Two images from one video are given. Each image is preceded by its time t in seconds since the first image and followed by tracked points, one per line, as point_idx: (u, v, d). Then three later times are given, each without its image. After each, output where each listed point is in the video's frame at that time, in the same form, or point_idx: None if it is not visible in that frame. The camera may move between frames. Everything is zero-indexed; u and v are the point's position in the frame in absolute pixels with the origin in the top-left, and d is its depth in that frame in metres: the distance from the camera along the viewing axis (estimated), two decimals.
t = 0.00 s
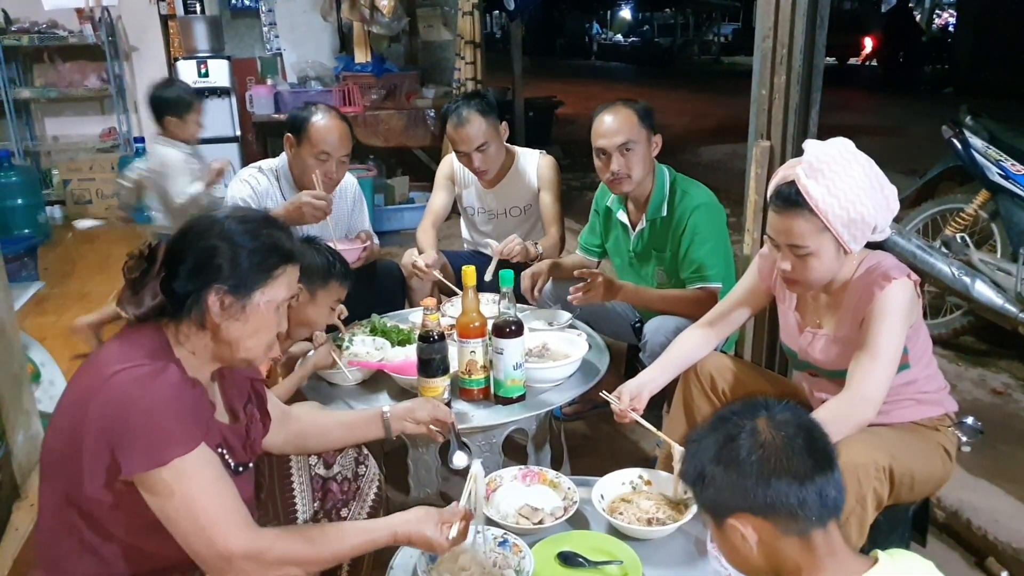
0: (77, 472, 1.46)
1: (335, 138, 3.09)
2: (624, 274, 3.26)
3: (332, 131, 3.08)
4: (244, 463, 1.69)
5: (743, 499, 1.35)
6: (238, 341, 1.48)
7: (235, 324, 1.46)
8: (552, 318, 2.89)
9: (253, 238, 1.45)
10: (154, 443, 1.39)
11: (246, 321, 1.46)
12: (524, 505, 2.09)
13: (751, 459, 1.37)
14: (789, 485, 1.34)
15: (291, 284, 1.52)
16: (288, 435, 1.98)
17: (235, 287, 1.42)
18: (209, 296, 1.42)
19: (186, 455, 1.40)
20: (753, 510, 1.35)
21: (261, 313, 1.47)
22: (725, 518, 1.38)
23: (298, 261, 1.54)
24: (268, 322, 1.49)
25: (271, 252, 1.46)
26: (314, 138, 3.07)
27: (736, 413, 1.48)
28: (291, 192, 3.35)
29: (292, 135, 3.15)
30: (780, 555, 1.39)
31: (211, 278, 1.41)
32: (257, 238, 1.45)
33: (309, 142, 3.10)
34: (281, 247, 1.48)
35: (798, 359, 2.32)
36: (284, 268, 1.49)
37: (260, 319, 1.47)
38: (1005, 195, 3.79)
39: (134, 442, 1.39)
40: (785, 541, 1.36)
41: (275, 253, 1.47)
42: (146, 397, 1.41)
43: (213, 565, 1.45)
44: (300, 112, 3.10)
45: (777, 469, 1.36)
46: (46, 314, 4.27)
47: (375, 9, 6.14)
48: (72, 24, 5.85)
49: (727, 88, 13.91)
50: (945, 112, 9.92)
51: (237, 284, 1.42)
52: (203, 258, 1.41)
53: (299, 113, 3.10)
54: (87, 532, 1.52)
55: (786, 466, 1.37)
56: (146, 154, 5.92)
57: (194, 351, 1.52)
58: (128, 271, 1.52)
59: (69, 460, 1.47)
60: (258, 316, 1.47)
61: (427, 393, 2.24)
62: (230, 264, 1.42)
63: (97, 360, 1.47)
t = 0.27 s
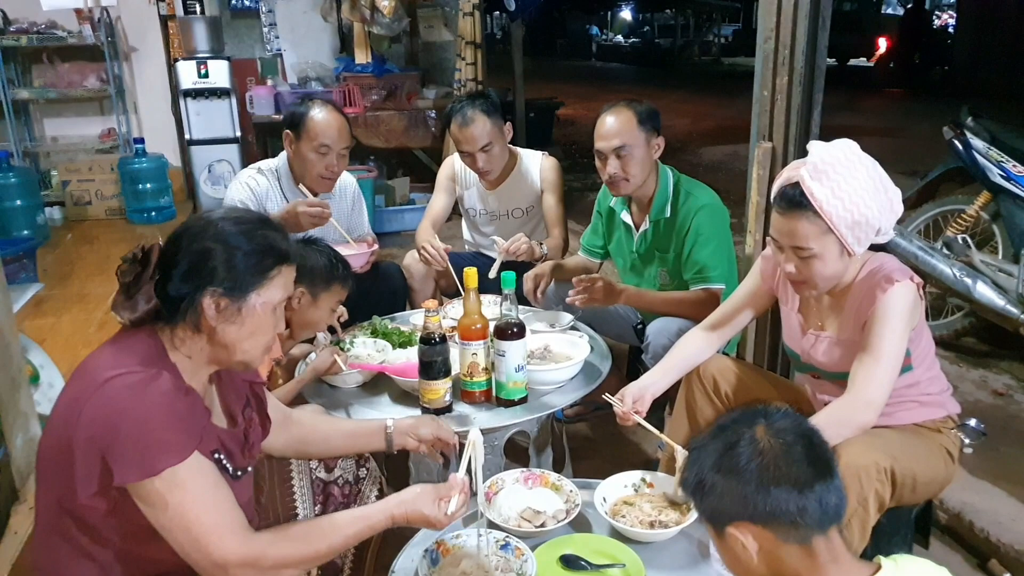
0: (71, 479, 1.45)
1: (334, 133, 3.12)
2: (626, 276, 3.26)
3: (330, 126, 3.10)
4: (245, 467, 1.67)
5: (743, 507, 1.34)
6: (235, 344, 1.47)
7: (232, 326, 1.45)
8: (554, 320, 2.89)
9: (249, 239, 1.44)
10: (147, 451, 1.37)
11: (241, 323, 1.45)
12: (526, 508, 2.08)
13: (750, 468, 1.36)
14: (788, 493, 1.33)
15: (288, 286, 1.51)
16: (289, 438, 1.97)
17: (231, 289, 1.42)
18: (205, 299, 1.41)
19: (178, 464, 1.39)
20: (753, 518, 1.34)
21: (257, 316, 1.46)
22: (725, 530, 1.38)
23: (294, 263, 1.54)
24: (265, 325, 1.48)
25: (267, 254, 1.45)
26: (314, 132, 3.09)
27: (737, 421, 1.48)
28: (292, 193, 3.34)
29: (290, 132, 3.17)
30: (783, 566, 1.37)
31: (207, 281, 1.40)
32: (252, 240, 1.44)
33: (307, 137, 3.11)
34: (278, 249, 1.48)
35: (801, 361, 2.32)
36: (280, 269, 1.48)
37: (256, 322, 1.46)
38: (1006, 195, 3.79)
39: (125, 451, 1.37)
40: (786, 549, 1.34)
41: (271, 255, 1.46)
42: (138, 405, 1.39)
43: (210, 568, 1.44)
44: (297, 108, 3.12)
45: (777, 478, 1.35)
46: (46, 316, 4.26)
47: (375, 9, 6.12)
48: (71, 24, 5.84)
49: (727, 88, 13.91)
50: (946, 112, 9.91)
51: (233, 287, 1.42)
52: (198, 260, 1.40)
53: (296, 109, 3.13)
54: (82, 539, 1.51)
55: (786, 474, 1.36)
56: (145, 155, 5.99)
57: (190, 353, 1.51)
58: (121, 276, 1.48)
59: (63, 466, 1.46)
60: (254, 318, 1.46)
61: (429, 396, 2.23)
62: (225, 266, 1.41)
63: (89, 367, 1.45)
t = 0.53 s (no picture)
0: (69, 481, 1.45)
1: (333, 128, 3.11)
2: (629, 276, 3.25)
3: (329, 120, 3.10)
4: (246, 467, 1.66)
5: (742, 508, 1.33)
6: (235, 343, 1.46)
7: (232, 326, 1.44)
8: (556, 320, 2.88)
9: (249, 238, 1.43)
10: (145, 455, 1.37)
11: (241, 323, 1.44)
12: (528, 508, 2.07)
13: (750, 468, 1.35)
14: (788, 495, 1.32)
15: (288, 285, 1.50)
16: (292, 438, 1.96)
17: (231, 289, 1.41)
18: (204, 298, 1.41)
19: (176, 467, 1.39)
20: (751, 517, 1.33)
21: (256, 315, 1.45)
22: (726, 529, 1.37)
23: (295, 261, 1.53)
24: (264, 325, 1.47)
25: (266, 252, 1.44)
26: (313, 126, 3.09)
27: (738, 424, 1.46)
28: (293, 189, 3.35)
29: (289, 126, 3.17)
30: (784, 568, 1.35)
31: (206, 281, 1.39)
32: (252, 239, 1.43)
33: (305, 131, 3.11)
34: (278, 249, 1.47)
35: (806, 362, 2.31)
36: (280, 268, 1.47)
37: (256, 321, 1.45)
38: (1011, 197, 3.77)
39: (123, 454, 1.37)
40: (788, 550, 1.33)
41: (271, 254, 1.45)
42: (135, 408, 1.38)
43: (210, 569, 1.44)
44: (296, 102, 3.12)
45: (776, 480, 1.33)
46: (47, 314, 4.26)
47: (378, 8, 6.11)
48: (73, 22, 5.84)
49: (730, 88, 13.90)
50: (949, 113, 9.89)
51: (233, 286, 1.41)
52: (198, 259, 1.39)
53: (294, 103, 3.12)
54: (83, 541, 1.50)
55: (785, 475, 1.34)
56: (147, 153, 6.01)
57: (191, 353, 1.50)
58: (120, 275, 1.47)
59: (62, 467, 1.45)
60: (255, 318, 1.45)
61: (430, 396, 2.22)
62: (224, 265, 1.40)
63: (87, 368, 1.44)
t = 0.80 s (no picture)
0: (69, 480, 1.44)
1: (328, 122, 3.11)
2: (632, 276, 3.24)
3: (326, 114, 3.11)
4: (247, 466, 1.65)
5: (746, 500, 1.33)
6: (235, 343, 1.46)
7: (233, 325, 1.43)
8: (559, 320, 2.88)
9: (250, 236, 1.42)
10: (145, 455, 1.36)
11: (242, 322, 1.44)
12: (531, 509, 2.06)
13: (755, 462, 1.35)
14: (792, 491, 1.31)
15: (290, 283, 1.50)
16: (293, 437, 1.96)
17: (232, 288, 1.40)
18: (205, 297, 1.40)
19: (176, 467, 1.38)
20: (754, 509, 1.33)
21: (258, 314, 1.44)
22: (731, 520, 1.36)
23: (297, 260, 1.52)
24: (266, 323, 1.46)
25: (268, 251, 1.44)
26: (309, 120, 3.09)
27: (748, 419, 1.45)
28: (292, 184, 3.36)
29: (286, 122, 3.19)
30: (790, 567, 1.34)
31: (208, 279, 1.39)
32: (253, 237, 1.43)
33: (302, 125, 3.11)
34: (280, 247, 1.46)
35: (810, 364, 2.30)
36: (281, 267, 1.47)
37: (257, 320, 1.45)
38: (1015, 199, 3.76)
39: (123, 454, 1.36)
40: (791, 546, 1.32)
41: (273, 252, 1.45)
42: (135, 408, 1.37)
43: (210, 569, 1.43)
44: (292, 97, 3.14)
45: (780, 474, 1.33)
46: (49, 311, 4.25)
47: (381, 6, 6.10)
48: (75, 19, 5.83)
49: (732, 89, 13.88)
50: (951, 116, 9.88)
51: (234, 285, 1.40)
52: (199, 257, 1.39)
53: (290, 98, 3.14)
54: (83, 540, 1.49)
55: (790, 469, 1.34)
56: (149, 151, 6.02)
57: (192, 352, 1.50)
58: (120, 274, 1.46)
59: (61, 467, 1.44)
60: (256, 317, 1.45)
61: (433, 395, 2.22)
62: (226, 264, 1.39)
63: (86, 368, 1.43)
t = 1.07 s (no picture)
0: (74, 479, 1.44)
1: (327, 116, 3.11)
2: (635, 276, 3.23)
3: (324, 109, 3.10)
4: (251, 464, 1.65)
5: (760, 496, 1.32)
6: (239, 342, 1.45)
7: (237, 324, 1.43)
8: (562, 319, 2.87)
9: (254, 235, 1.42)
10: (149, 454, 1.35)
11: (246, 321, 1.43)
12: (534, 509, 2.06)
13: (768, 456, 1.35)
14: (807, 486, 1.30)
15: (294, 282, 1.49)
16: (297, 436, 1.95)
17: (236, 286, 1.40)
18: (209, 295, 1.39)
19: (181, 467, 1.37)
20: (768, 502, 1.32)
21: (261, 313, 1.44)
22: (744, 513, 1.35)
23: (301, 258, 1.51)
24: (270, 322, 1.46)
25: (272, 249, 1.43)
26: (308, 116, 3.09)
27: (767, 416, 1.44)
28: (296, 181, 3.36)
29: (285, 122, 3.20)
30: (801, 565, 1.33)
31: (211, 278, 1.38)
32: (257, 236, 1.42)
33: (301, 122, 3.11)
34: (284, 246, 1.46)
35: (814, 365, 2.29)
36: (285, 265, 1.46)
37: (261, 319, 1.44)
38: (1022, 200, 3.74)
39: (127, 454, 1.36)
40: (803, 541, 1.31)
41: (278, 251, 1.44)
42: (138, 408, 1.37)
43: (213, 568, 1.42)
44: (288, 95, 3.14)
45: (793, 470, 1.32)
46: (54, 308, 4.25)
47: (385, 5, 6.09)
48: (80, 17, 5.83)
49: (736, 89, 13.84)
50: (957, 116, 9.85)
51: (238, 283, 1.40)
52: (203, 256, 1.38)
53: (287, 95, 3.15)
54: (89, 538, 1.49)
55: (804, 465, 1.33)
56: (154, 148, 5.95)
57: (195, 351, 1.49)
58: (124, 272, 1.46)
59: (66, 467, 1.44)
60: (260, 316, 1.44)
61: (436, 395, 2.21)
62: (230, 262, 1.39)
63: (90, 366, 1.43)
